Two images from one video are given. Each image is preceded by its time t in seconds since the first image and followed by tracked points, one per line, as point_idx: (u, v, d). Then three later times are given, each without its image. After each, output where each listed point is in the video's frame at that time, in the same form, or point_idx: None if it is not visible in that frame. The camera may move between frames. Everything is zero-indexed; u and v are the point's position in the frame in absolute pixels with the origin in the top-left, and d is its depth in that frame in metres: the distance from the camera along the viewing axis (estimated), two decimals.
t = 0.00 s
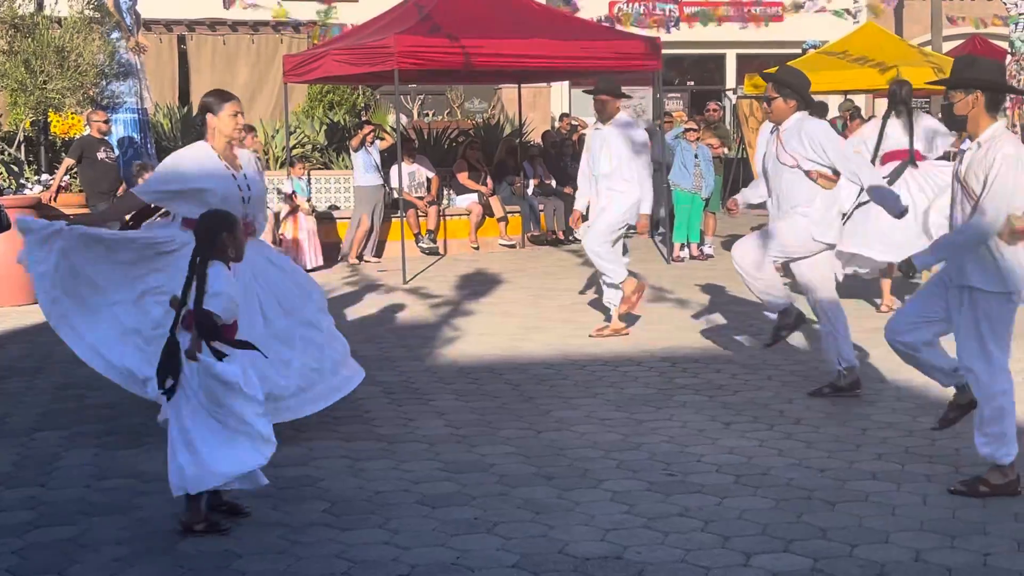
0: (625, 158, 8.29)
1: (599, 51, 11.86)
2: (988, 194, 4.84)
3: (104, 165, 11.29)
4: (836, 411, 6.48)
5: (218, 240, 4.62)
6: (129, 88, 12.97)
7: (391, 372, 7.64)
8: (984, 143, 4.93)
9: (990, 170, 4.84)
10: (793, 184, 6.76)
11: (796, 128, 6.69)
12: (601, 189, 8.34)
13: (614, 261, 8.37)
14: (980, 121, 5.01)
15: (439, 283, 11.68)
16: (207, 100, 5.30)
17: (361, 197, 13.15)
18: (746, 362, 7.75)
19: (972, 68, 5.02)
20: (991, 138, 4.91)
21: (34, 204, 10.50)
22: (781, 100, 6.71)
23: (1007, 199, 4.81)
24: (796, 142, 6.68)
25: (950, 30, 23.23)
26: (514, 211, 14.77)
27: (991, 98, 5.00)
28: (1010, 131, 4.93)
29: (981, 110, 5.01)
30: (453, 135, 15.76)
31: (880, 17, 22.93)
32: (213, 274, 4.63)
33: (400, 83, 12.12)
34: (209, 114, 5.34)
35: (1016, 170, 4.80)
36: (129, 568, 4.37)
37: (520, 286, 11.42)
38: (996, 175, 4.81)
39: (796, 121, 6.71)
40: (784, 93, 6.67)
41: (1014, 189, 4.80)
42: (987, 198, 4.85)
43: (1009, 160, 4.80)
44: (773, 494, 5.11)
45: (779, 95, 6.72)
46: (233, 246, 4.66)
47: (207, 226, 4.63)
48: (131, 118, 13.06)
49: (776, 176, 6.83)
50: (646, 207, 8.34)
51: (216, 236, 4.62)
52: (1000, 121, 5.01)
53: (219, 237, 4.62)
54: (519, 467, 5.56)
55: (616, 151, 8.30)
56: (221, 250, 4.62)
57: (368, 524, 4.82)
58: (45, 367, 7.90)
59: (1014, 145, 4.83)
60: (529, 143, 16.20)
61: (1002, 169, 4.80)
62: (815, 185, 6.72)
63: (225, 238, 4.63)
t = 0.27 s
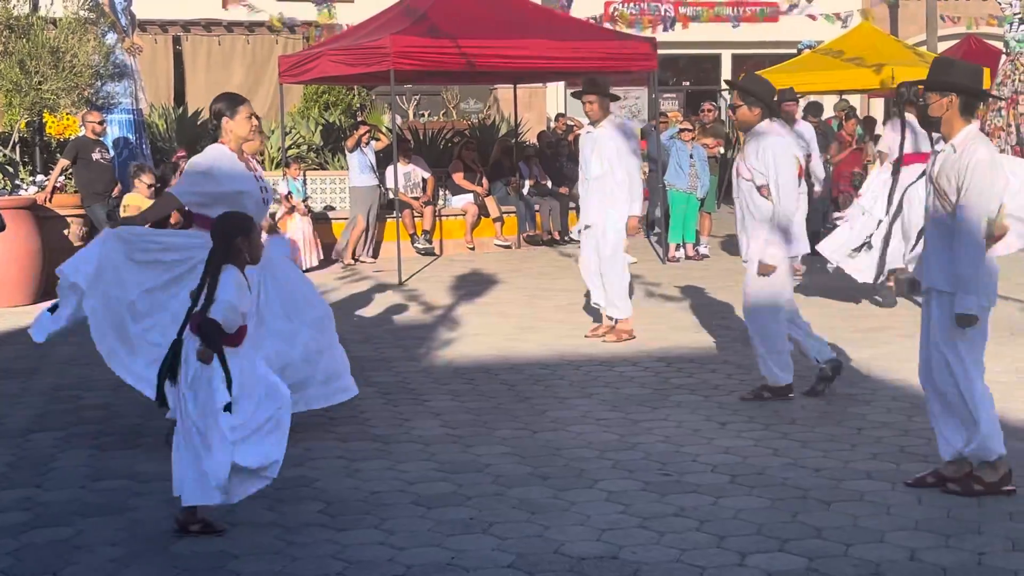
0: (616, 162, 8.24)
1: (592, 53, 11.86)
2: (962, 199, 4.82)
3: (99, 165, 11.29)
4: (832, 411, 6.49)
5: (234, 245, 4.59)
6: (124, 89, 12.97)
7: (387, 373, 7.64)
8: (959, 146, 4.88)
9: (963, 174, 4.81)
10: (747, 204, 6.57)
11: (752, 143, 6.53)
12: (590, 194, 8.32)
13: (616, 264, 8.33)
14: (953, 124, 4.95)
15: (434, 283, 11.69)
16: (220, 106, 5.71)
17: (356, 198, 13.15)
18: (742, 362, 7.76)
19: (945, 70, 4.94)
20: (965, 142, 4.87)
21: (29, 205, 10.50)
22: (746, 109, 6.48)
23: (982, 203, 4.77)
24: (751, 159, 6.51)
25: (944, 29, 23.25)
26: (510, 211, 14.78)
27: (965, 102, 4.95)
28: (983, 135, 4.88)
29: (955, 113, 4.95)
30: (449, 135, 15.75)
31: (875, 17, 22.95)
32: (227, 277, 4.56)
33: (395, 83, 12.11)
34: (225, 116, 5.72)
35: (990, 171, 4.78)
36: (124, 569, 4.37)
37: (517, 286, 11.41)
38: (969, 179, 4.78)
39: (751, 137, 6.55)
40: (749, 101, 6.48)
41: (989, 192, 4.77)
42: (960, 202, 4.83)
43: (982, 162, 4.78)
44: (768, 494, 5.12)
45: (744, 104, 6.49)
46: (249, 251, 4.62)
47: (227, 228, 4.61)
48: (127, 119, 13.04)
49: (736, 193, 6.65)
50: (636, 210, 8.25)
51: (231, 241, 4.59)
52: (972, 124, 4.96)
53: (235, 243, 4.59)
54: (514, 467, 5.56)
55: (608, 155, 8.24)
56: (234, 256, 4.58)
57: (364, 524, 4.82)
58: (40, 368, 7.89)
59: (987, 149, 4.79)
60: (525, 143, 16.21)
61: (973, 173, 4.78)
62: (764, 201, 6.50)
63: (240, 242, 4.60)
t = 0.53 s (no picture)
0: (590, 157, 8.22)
1: (585, 53, 11.86)
2: (938, 190, 4.88)
3: (92, 165, 11.24)
4: (826, 410, 6.49)
5: (271, 251, 4.50)
6: (117, 89, 12.94)
7: (380, 373, 7.63)
8: (925, 143, 4.96)
9: (938, 167, 4.89)
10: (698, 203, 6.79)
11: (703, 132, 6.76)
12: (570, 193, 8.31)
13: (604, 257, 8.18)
14: (920, 121, 5.05)
15: (427, 283, 11.68)
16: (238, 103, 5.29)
17: (349, 198, 13.13)
18: (736, 361, 7.76)
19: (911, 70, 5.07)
20: (932, 136, 4.95)
21: (21, 206, 10.48)
22: (698, 97, 6.72)
23: (959, 197, 4.84)
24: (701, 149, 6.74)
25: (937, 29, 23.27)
26: (503, 211, 14.77)
27: (931, 99, 5.05)
28: (948, 129, 4.97)
29: (922, 110, 5.05)
30: (442, 135, 15.74)
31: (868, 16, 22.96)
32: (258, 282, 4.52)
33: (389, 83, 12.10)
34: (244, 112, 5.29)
35: (964, 168, 4.86)
36: (117, 570, 4.35)
37: (511, 286, 11.41)
38: (945, 172, 4.85)
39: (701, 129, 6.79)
40: (703, 90, 6.72)
41: (964, 186, 4.85)
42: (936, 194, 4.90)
43: (957, 155, 4.86)
44: (761, 493, 5.12)
45: (696, 92, 6.74)
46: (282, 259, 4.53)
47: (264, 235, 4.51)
48: (119, 119, 13.02)
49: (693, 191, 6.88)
50: (605, 200, 8.11)
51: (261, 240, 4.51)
52: (938, 122, 5.05)
53: (270, 249, 4.49)
54: (508, 467, 5.56)
55: (583, 151, 8.25)
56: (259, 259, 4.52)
57: (357, 525, 4.81)
58: (33, 369, 7.87)
59: (954, 143, 4.88)
60: (518, 143, 16.20)
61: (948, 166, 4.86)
62: (718, 186, 6.72)
63: (276, 250, 4.50)
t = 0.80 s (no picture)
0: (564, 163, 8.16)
1: (579, 53, 11.84)
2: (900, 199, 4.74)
3: (85, 165, 11.24)
4: (820, 409, 6.49)
5: (313, 247, 4.57)
6: (110, 89, 12.91)
7: (374, 373, 7.63)
8: (889, 150, 4.81)
9: (897, 173, 4.75)
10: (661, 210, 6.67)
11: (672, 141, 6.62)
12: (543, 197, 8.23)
13: (578, 264, 8.17)
14: (882, 129, 4.90)
15: (421, 282, 11.67)
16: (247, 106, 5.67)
17: (343, 198, 13.11)
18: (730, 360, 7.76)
19: (872, 73, 4.92)
20: (896, 144, 4.80)
21: (15, 206, 10.47)
22: (668, 111, 6.60)
23: (917, 208, 4.70)
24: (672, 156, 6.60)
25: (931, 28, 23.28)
26: (497, 211, 14.75)
27: (892, 103, 4.90)
28: (912, 137, 4.82)
29: (885, 115, 4.90)
30: (436, 135, 15.72)
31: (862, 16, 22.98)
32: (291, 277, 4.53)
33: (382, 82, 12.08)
34: (256, 115, 5.65)
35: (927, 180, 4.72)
36: (110, 571, 4.35)
37: (505, 285, 11.41)
38: (911, 183, 4.69)
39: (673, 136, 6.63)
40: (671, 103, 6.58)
41: (925, 197, 4.70)
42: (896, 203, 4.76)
43: (919, 164, 4.70)
44: (755, 492, 5.12)
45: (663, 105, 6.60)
46: (324, 256, 4.59)
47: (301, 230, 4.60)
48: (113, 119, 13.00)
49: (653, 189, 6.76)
50: (582, 208, 8.08)
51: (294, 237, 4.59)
52: (902, 128, 4.90)
53: (312, 245, 4.57)
54: (502, 467, 5.55)
55: (558, 157, 8.16)
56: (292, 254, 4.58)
57: (350, 525, 4.80)
58: (26, 369, 7.85)
59: (917, 152, 4.72)
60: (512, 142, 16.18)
61: (908, 175, 4.71)
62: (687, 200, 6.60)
63: (317, 246, 4.58)
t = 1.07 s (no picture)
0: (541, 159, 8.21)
1: (570, 51, 11.83)
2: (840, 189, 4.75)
3: (74, 165, 11.22)
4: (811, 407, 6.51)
5: (364, 253, 4.52)
6: (100, 88, 12.88)
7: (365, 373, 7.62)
8: (830, 146, 4.83)
9: (836, 170, 4.77)
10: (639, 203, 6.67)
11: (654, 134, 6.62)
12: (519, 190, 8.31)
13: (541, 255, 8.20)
14: (825, 126, 4.91)
15: (412, 281, 11.65)
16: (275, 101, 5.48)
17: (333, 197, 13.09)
18: (721, 359, 7.76)
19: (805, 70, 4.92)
20: (836, 140, 4.82)
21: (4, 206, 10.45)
22: (645, 101, 6.58)
23: (855, 202, 4.72)
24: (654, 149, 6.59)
25: (921, 26, 23.30)
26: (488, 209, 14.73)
27: (833, 97, 4.90)
28: (852, 134, 4.83)
29: (824, 110, 4.91)
30: (427, 134, 15.71)
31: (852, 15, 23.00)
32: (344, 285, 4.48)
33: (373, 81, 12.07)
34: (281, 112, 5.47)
35: (867, 170, 4.73)
36: (99, 572, 4.33)
37: (496, 284, 11.41)
38: (851, 175, 4.71)
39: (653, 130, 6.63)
40: (647, 94, 6.56)
41: (864, 190, 4.72)
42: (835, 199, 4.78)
43: (857, 160, 4.72)
44: (745, 490, 5.12)
45: (642, 97, 6.57)
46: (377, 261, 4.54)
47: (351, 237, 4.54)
48: (102, 118, 12.98)
49: (633, 180, 6.74)
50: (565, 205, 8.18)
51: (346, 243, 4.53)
52: (844, 122, 4.92)
53: (364, 250, 4.51)
54: (492, 466, 5.55)
55: (537, 151, 8.20)
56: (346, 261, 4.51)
57: (341, 525, 4.80)
58: (15, 369, 7.84)
59: (854, 148, 4.75)
60: (502, 141, 16.17)
61: (846, 171, 4.73)
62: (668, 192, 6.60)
63: (370, 251, 4.53)
